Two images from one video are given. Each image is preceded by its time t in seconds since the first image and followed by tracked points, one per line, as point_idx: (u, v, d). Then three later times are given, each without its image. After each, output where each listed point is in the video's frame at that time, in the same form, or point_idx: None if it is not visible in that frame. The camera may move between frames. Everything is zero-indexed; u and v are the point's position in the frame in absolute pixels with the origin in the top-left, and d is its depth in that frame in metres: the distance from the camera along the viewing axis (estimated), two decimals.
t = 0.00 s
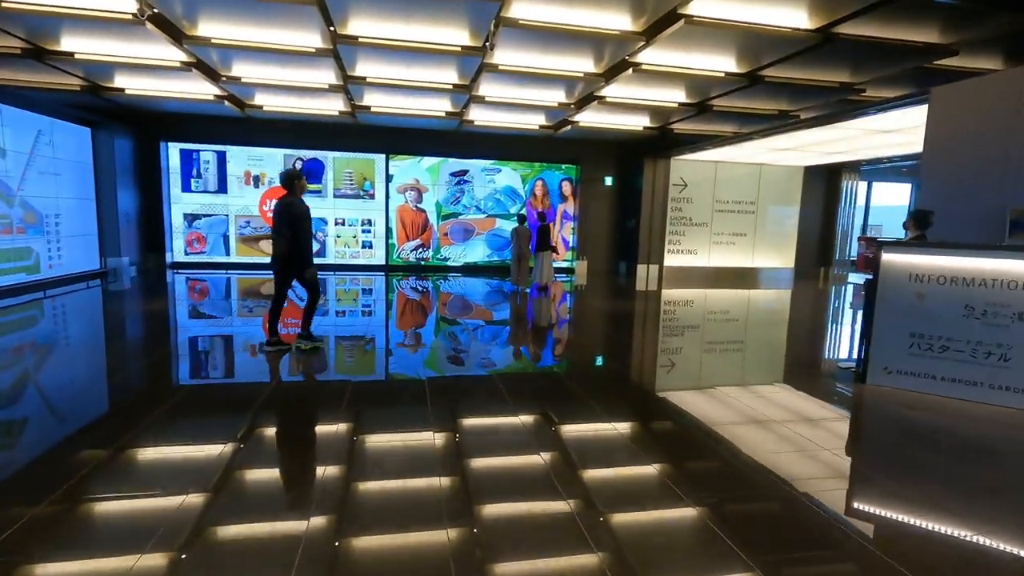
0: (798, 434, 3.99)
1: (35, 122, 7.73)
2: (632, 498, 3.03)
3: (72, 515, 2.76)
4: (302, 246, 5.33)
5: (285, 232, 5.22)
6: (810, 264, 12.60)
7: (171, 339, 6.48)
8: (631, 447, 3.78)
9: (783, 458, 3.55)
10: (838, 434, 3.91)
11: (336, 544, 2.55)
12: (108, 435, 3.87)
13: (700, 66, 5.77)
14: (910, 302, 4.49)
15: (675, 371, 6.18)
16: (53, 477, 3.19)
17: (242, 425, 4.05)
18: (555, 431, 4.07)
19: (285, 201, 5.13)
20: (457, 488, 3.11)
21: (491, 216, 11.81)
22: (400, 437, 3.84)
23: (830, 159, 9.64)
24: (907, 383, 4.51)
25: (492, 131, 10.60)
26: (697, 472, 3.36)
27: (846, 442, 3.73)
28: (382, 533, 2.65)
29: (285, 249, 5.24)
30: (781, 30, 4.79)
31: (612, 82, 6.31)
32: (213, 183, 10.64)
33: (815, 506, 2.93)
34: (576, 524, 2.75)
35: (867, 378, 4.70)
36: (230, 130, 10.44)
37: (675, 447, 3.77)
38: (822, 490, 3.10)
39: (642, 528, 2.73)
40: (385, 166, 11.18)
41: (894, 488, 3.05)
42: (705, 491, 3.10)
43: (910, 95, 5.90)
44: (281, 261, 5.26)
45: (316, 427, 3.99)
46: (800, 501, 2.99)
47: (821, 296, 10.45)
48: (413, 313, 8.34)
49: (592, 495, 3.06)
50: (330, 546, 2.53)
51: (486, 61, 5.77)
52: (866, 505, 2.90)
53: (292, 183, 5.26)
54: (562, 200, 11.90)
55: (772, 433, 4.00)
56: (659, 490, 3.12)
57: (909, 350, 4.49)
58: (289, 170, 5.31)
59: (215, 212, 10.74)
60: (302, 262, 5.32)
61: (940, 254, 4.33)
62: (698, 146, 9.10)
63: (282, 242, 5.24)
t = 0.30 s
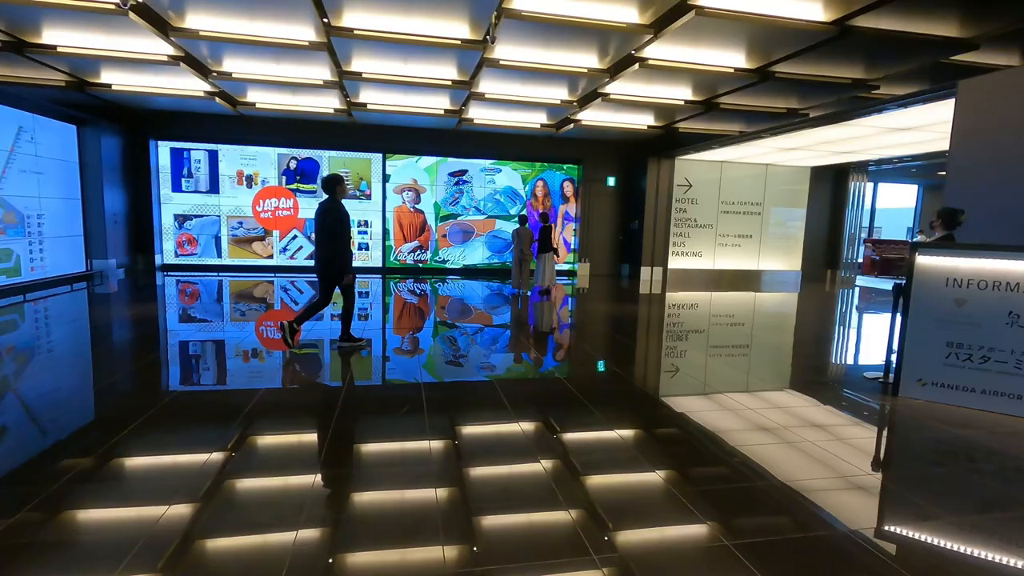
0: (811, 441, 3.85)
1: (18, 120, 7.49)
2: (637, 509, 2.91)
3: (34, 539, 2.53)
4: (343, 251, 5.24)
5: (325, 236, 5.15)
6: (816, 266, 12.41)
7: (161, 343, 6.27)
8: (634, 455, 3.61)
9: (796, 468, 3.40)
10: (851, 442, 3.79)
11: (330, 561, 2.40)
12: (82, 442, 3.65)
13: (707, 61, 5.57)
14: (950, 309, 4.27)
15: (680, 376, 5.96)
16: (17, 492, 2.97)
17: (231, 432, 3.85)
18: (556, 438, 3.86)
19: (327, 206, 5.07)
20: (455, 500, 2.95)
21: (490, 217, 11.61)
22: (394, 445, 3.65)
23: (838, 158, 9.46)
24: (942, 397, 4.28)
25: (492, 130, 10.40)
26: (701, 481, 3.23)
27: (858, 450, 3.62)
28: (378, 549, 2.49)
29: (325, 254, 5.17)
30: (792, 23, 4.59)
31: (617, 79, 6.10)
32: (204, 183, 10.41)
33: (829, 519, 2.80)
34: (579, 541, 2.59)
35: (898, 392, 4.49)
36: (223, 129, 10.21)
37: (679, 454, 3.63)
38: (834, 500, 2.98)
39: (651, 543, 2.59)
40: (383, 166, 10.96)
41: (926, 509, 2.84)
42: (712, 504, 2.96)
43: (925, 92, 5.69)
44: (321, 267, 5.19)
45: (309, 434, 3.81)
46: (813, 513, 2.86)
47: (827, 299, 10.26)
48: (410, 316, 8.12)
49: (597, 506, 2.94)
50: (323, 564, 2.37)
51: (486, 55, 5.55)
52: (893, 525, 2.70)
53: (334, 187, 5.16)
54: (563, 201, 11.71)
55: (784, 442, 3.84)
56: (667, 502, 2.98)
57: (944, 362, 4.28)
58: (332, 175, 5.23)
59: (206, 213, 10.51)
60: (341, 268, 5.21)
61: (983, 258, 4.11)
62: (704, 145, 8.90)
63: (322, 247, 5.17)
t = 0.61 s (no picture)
0: (821, 452, 3.73)
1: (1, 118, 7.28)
2: (645, 519, 2.79)
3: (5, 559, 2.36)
4: (378, 248, 5.43)
5: (360, 237, 5.30)
6: (824, 269, 12.20)
7: (154, 348, 6.08)
8: (638, 463, 3.46)
9: (806, 480, 3.28)
10: (860, 453, 3.68)
11: None
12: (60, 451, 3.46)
13: (715, 57, 5.36)
14: (987, 322, 4.04)
15: (685, 381, 5.77)
16: None
17: (221, 440, 3.66)
18: (559, 448, 3.64)
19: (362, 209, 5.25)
20: (454, 509, 2.82)
21: (491, 219, 11.41)
22: (391, 454, 3.46)
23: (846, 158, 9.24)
24: (985, 417, 4.02)
25: (492, 129, 10.20)
26: (709, 491, 3.11)
27: (868, 462, 3.52)
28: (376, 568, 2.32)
29: (358, 253, 5.33)
30: (806, 16, 4.38)
31: (624, 77, 5.90)
32: (197, 184, 10.21)
33: (841, 533, 2.70)
34: (584, 555, 2.47)
35: (936, 411, 4.22)
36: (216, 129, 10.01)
37: (684, 460, 3.53)
38: (844, 515, 2.87)
39: (658, 556, 2.48)
40: (381, 166, 10.77)
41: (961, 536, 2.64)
42: (719, 515, 2.86)
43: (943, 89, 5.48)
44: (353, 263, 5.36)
45: (304, 443, 3.61)
46: (823, 526, 2.76)
47: (835, 303, 10.05)
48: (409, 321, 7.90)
49: (599, 515, 2.82)
50: None
51: (487, 52, 5.35)
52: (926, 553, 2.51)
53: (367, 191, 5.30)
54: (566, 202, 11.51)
55: (793, 451, 3.72)
56: (672, 513, 2.87)
57: (987, 380, 4.02)
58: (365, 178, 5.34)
59: (199, 216, 10.30)
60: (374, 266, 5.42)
61: (1022, 264, 3.88)
62: (710, 145, 8.71)
63: (354, 246, 5.33)
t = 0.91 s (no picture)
0: (834, 457, 3.54)
1: None
2: (650, 524, 2.61)
3: None
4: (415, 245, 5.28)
5: (400, 233, 5.21)
6: (834, 266, 11.99)
7: (145, 348, 5.87)
8: (645, 467, 3.25)
9: (823, 485, 3.09)
10: (875, 458, 3.50)
11: None
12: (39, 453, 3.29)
13: (727, 46, 5.13)
14: None
15: (690, 381, 5.58)
16: None
17: (212, 443, 3.43)
18: (562, 454, 3.42)
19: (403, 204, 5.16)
20: (456, 514, 2.64)
21: (493, 216, 11.20)
22: (382, 458, 3.21)
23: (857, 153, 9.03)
24: None
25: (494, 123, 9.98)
26: (719, 495, 2.93)
27: (884, 468, 3.35)
28: None
29: (398, 250, 5.24)
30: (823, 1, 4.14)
31: (633, 67, 5.66)
32: (189, 179, 10.03)
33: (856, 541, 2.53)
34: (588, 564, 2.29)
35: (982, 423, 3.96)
36: (209, 122, 9.79)
37: (691, 463, 3.34)
38: (864, 523, 2.69)
39: (667, 563, 2.31)
40: (379, 161, 10.56)
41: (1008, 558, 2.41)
42: (727, 520, 2.69)
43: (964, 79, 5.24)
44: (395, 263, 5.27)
45: (296, 446, 3.38)
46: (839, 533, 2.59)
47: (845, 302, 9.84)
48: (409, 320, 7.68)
49: (606, 522, 2.62)
50: None
51: (490, 39, 5.11)
52: None
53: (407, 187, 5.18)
54: (570, 199, 11.32)
55: (807, 457, 3.52)
56: (678, 518, 2.69)
57: None
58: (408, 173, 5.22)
59: (192, 212, 10.12)
60: (417, 265, 5.28)
61: None
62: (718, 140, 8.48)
63: (394, 244, 5.26)
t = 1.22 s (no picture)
0: (851, 464, 3.33)
1: None
2: (656, 534, 2.43)
3: None
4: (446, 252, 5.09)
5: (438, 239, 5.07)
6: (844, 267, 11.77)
7: (136, 352, 5.69)
8: (653, 475, 3.05)
9: (840, 494, 2.91)
10: (892, 466, 3.31)
11: None
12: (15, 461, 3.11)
13: (738, 40, 4.93)
14: None
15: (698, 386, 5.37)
16: None
17: (203, 452, 3.25)
18: (566, 460, 3.23)
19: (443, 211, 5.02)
20: (459, 523, 2.45)
21: (496, 216, 11.01)
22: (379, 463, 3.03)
23: (868, 152, 8.82)
24: None
25: (496, 121, 9.78)
26: (727, 503, 2.74)
27: (901, 477, 3.16)
28: None
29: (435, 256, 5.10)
30: None
31: (642, 61, 5.45)
32: (184, 179, 9.86)
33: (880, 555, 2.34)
34: None
35: None
36: (205, 120, 9.61)
37: (699, 469, 3.13)
38: (884, 536, 2.51)
39: None
40: (379, 159, 10.36)
41: None
42: (739, 530, 2.50)
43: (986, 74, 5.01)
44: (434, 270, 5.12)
45: (295, 454, 3.18)
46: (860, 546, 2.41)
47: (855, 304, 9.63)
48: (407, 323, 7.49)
49: (614, 534, 2.42)
50: None
51: (493, 32, 4.91)
52: None
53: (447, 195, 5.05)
54: (574, 198, 11.13)
55: (823, 463, 3.32)
56: (688, 529, 2.50)
57: None
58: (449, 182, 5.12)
59: (187, 212, 9.95)
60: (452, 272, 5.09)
61: None
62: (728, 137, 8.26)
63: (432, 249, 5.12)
